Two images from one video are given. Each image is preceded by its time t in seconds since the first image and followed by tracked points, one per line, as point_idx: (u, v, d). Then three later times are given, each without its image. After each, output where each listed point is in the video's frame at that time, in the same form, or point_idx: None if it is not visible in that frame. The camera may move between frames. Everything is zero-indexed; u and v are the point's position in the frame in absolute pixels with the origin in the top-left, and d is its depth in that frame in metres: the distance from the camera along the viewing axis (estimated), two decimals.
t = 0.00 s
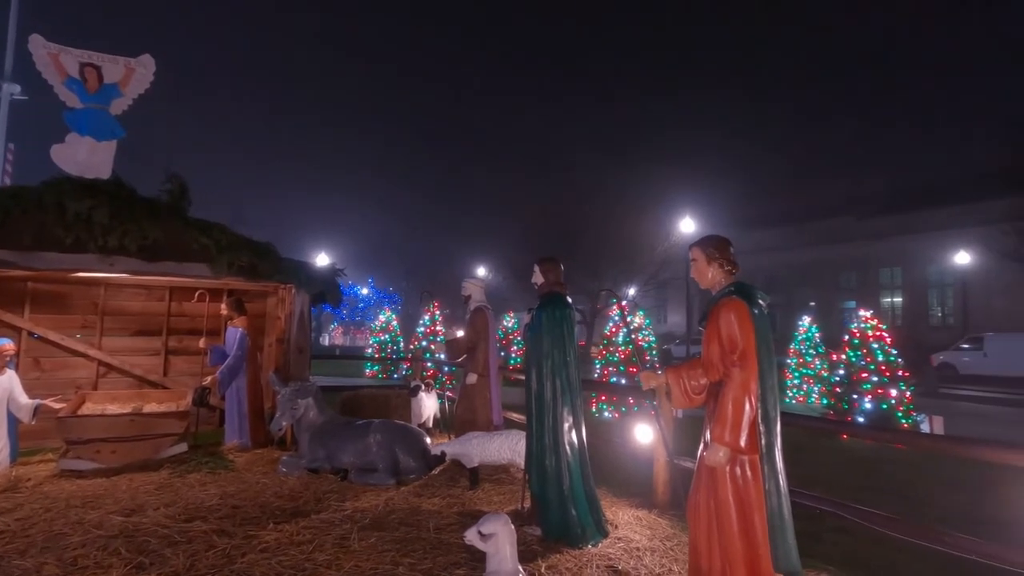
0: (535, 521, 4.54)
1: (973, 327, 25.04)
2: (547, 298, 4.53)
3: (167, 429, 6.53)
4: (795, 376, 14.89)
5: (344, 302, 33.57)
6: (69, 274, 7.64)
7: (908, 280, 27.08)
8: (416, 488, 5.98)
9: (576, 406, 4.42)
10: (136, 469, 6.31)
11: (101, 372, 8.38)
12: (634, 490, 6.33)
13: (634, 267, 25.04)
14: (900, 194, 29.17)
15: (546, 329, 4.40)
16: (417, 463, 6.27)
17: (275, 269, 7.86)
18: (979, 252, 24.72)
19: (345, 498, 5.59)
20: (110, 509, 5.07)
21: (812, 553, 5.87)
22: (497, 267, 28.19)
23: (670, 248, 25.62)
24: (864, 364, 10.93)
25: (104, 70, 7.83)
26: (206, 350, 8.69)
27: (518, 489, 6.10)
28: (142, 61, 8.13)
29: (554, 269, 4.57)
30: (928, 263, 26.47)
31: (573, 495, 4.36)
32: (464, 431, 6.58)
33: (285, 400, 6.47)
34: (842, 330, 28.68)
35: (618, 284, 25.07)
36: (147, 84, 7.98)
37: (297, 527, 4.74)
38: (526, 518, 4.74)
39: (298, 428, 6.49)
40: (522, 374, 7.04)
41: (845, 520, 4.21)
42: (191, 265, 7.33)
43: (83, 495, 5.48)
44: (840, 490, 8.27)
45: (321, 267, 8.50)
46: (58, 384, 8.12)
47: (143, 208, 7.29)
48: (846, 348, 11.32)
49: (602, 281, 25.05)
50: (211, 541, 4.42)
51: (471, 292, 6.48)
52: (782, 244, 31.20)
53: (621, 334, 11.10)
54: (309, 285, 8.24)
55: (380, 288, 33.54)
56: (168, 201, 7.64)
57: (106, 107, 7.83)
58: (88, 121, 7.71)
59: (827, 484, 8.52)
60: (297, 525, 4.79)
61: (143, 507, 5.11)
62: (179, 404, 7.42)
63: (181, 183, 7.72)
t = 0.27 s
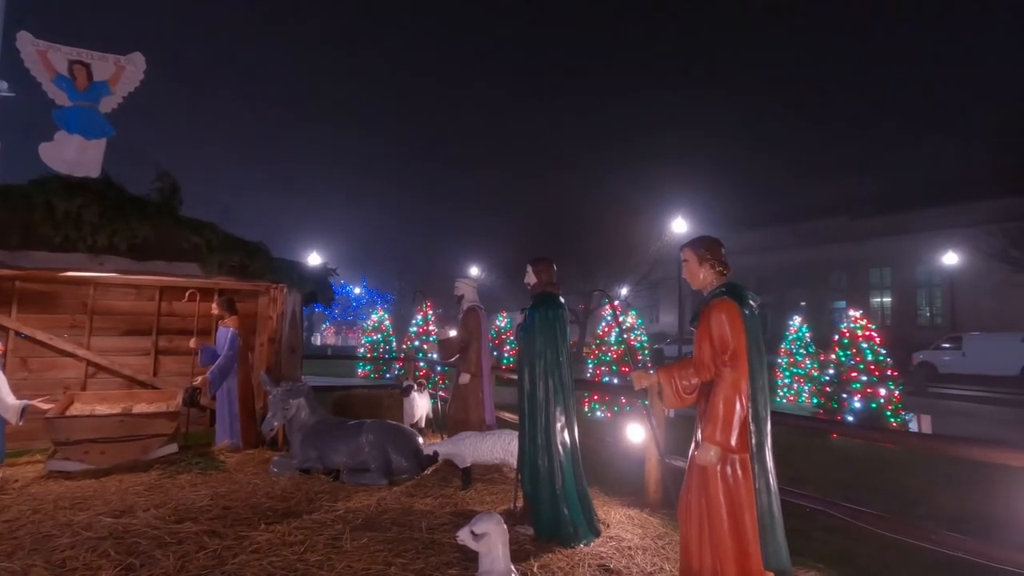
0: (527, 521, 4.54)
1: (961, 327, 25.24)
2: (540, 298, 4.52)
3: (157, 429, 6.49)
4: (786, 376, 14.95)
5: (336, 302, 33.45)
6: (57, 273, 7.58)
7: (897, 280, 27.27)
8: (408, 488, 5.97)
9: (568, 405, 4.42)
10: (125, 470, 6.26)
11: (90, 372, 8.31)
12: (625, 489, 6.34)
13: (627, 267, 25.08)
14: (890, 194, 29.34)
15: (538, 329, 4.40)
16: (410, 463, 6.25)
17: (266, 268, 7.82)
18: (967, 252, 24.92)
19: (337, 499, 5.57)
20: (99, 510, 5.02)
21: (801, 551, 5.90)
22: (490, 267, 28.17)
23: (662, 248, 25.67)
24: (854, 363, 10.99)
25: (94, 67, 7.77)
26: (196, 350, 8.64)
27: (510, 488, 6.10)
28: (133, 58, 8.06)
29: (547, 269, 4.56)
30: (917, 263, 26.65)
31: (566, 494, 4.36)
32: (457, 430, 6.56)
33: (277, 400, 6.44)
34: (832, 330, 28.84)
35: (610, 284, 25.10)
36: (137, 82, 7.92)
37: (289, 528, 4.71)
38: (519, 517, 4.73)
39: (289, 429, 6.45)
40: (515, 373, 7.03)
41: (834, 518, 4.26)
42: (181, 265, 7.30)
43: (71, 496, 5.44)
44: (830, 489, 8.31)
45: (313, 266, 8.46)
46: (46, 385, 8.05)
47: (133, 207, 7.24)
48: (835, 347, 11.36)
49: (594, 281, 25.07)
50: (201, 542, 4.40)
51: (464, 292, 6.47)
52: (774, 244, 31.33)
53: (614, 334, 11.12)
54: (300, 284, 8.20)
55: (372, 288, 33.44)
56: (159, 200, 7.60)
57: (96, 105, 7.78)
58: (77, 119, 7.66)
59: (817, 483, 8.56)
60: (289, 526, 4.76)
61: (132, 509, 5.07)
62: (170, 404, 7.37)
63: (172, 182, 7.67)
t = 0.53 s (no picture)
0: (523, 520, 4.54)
1: (953, 327, 25.37)
2: (535, 298, 4.52)
3: (150, 429, 6.46)
4: (780, 375, 14.99)
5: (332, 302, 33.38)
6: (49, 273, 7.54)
7: (891, 280, 27.37)
8: (404, 488, 5.95)
9: (563, 405, 4.42)
10: (118, 470, 6.23)
11: (82, 372, 8.27)
12: (620, 489, 6.34)
13: (622, 266, 25.10)
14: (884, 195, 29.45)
15: (533, 329, 4.40)
16: (405, 463, 6.23)
17: (261, 268, 7.79)
18: (960, 252, 25.04)
19: (332, 499, 5.56)
20: (92, 511, 5.00)
21: (795, 550, 5.91)
22: (485, 267, 28.16)
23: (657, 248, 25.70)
24: (848, 363, 11.03)
25: (87, 65, 7.72)
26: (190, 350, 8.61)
27: (506, 488, 6.09)
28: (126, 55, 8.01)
29: (542, 269, 4.56)
30: (910, 263, 26.75)
31: (561, 494, 4.36)
32: (452, 430, 6.56)
33: (271, 400, 6.42)
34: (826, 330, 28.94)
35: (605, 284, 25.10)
36: (131, 81, 7.89)
37: (284, 528, 4.70)
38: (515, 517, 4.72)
39: (284, 429, 6.43)
40: (511, 373, 7.03)
41: (828, 516, 4.28)
42: (175, 264, 7.29)
43: (64, 497, 5.41)
44: (823, 488, 8.33)
45: (308, 266, 8.43)
46: (38, 385, 8.01)
47: (126, 206, 7.21)
48: (830, 348, 11.45)
49: (590, 281, 25.07)
50: (196, 543, 4.38)
51: (460, 291, 6.45)
52: (769, 244, 31.42)
53: (609, 334, 11.14)
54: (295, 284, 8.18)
55: (368, 287, 33.37)
56: (152, 199, 7.57)
57: (89, 104, 7.76)
58: (69, 117, 7.64)
59: (811, 482, 8.59)
60: (284, 526, 4.74)
61: (126, 509, 5.05)
62: (164, 404, 7.34)
63: (165, 181, 7.64)
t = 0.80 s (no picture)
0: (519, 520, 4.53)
1: (948, 326, 25.44)
2: (532, 298, 4.52)
3: (145, 429, 6.43)
4: (776, 375, 15.01)
5: (328, 301, 33.32)
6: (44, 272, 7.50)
7: (886, 280, 27.45)
8: (400, 488, 5.94)
9: (560, 405, 4.41)
10: (113, 470, 6.20)
11: (77, 372, 8.24)
12: (617, 488, 6.34)
13: (619, 266, 25.10)
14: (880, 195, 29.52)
15: (530, 328, 4.40)
16: (401, 462, 6.22)
17: (257, 268, 7.78)
18: (955, 252, 25.12)
19: (328, 499, 5.54)
20: (87, 511, 4.98)
21: (790, 548, 5.92)
22: (482, 267, 28.14)
23: (654, 248, 25.71)
24: (843, 363, 11.06)
25: (81, 63, 7.70)
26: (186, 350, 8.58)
27: (502, 488, 6.09)
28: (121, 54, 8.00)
29: (539, 268, 4.56)
30: (906, 263, 26.82)
31: (558, 493, 4.36)
32: (449, 430, 6.55)
33: (268, 400, 6.40)
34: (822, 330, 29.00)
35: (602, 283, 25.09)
36: (126, 79, 7.86)
37: (280, 528, 4.68)
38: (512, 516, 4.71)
39: (281, 428, 6.41)
40: (508, 373, 7.02)
41: (824, 515, 4.29)
42: (171, 263, 7.27)
43: (58, 497, 5.39)
44: (819, 487, 8.35)
45: (304, 265, 8.41)
46: (32, 385, 7.97)
47: (122, 205, 7.19)
48: (825, 346, 11.41)
49: (586, 280, 25.06)
50: (191, 543, 4.37)
51: (457, 291, 6.44)
52: (765, 243, 31.46)
53: (606, 333, 11.13)
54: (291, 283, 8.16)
55: (364, 287, 33.31)
56: (148, 198, 7.55)
57: (84, 102, 7.73)
58: (64, 115, 7.60)
59: (807, 481, 8.60)
60: (280, 526, 4.73)
61: (121, 510, 5.03)
62: (159, 404, 7.32)
63: (161, 180, 7.62)
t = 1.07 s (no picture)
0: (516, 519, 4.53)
1: (943, 326, 25.52)
2: (529, 298, 4.50)
3: (141, 429, 6.40)
4: (773, 375, 15.02)
5: (325, 301, 33.24)
6: (39, 271, 7.47)
7: (882, 280, 27.53)
8: (397, 488, 5.93)
9: (558, 404, 4.40)
10: (109, 470, 6.18)
11: (72, 372, 8.20)
12: (614, 488, 6.34)
13: (616, 266, 25.11)
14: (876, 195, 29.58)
15: (528, 328, 4.39)
16: (398, 462, 6.20)
17: (254, 267, 7.76)
18: (950, 252, 25.20)
19: (325, 499, 5.53)
20: (83, 512, 4.96)
21: (786, 548, 5.92)
22: (479, 267, 28.11)
23: (651, 247, 25.73)
24: (839, 362, 11.08)
25: (77, 62, 7.68)
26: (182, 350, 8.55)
27: (499, 488, 6.08)
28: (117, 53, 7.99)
29: (536, 268, 4.55)
30: (902, 263, 26.89)
31: (555, 493, 4.35)
32: (446, 429, 6.54)
33: (264, 400, 6.38)
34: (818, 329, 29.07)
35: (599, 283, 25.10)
36: (122, 77, 7.84)
37: (277, 528, 4.67)
38: (509, 516, 4.70)
39: (277, 428, 6.39)
40: (505, 373, 7.01)
41: (820, 515, 4.30)
42: (167, 262, 7.24)
43: (54, 498, 5.36)
44: (814, 486, 8.37)
45: (301, 265, 8.39)
46: (26, 385, 7.94)
47: (117, 204, 7.17)
48: (821, 347, 11.48)
49: (583, 280, 25.06)
50: (187, 543, 4.35)
51: (454, 290, 6.42)
52: (762, 243, 31.50)
53: (603, 333, 11.12)
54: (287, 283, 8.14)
55: (361, 287, 33.25)
56: (143, 197, 7.52)
57: (79, 100, 7.68)
58: (59, 114, 7.57)
59: (805, 480, 8.61)
60: (277, 526, 4.72)
61: (117, 510, 5.01)
62: (155, 404, 7.29)
63: (157, 179, 7.59)
